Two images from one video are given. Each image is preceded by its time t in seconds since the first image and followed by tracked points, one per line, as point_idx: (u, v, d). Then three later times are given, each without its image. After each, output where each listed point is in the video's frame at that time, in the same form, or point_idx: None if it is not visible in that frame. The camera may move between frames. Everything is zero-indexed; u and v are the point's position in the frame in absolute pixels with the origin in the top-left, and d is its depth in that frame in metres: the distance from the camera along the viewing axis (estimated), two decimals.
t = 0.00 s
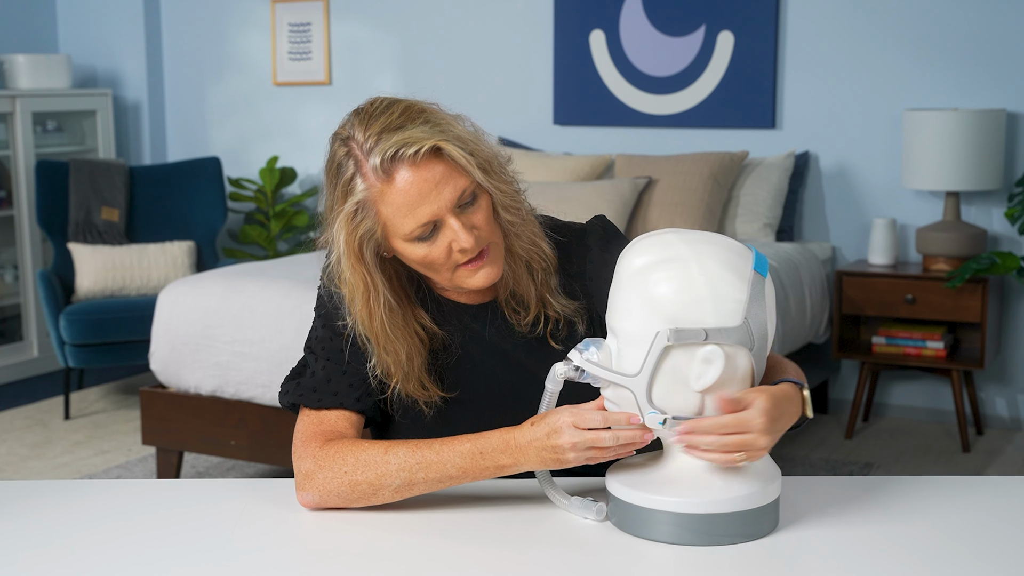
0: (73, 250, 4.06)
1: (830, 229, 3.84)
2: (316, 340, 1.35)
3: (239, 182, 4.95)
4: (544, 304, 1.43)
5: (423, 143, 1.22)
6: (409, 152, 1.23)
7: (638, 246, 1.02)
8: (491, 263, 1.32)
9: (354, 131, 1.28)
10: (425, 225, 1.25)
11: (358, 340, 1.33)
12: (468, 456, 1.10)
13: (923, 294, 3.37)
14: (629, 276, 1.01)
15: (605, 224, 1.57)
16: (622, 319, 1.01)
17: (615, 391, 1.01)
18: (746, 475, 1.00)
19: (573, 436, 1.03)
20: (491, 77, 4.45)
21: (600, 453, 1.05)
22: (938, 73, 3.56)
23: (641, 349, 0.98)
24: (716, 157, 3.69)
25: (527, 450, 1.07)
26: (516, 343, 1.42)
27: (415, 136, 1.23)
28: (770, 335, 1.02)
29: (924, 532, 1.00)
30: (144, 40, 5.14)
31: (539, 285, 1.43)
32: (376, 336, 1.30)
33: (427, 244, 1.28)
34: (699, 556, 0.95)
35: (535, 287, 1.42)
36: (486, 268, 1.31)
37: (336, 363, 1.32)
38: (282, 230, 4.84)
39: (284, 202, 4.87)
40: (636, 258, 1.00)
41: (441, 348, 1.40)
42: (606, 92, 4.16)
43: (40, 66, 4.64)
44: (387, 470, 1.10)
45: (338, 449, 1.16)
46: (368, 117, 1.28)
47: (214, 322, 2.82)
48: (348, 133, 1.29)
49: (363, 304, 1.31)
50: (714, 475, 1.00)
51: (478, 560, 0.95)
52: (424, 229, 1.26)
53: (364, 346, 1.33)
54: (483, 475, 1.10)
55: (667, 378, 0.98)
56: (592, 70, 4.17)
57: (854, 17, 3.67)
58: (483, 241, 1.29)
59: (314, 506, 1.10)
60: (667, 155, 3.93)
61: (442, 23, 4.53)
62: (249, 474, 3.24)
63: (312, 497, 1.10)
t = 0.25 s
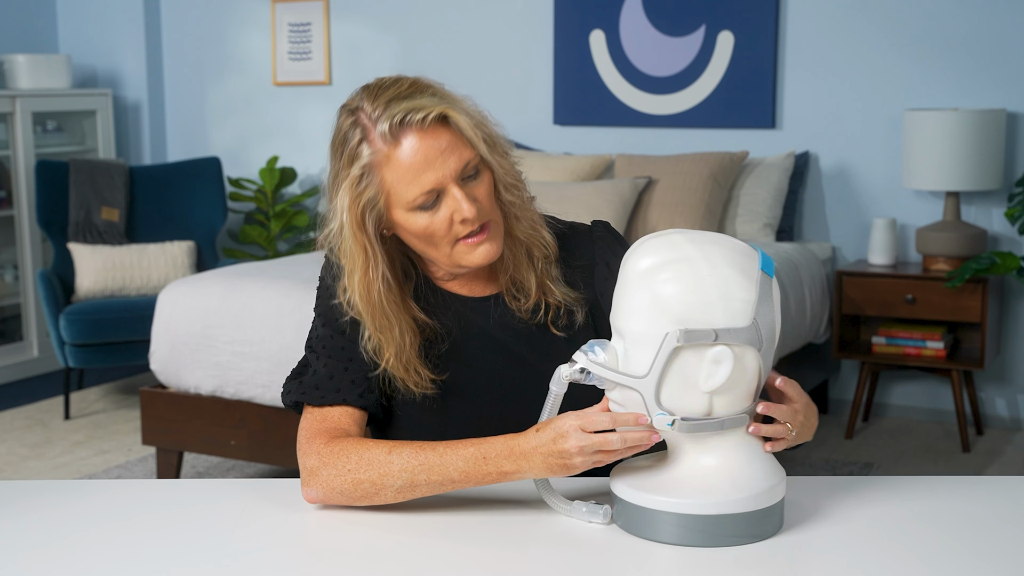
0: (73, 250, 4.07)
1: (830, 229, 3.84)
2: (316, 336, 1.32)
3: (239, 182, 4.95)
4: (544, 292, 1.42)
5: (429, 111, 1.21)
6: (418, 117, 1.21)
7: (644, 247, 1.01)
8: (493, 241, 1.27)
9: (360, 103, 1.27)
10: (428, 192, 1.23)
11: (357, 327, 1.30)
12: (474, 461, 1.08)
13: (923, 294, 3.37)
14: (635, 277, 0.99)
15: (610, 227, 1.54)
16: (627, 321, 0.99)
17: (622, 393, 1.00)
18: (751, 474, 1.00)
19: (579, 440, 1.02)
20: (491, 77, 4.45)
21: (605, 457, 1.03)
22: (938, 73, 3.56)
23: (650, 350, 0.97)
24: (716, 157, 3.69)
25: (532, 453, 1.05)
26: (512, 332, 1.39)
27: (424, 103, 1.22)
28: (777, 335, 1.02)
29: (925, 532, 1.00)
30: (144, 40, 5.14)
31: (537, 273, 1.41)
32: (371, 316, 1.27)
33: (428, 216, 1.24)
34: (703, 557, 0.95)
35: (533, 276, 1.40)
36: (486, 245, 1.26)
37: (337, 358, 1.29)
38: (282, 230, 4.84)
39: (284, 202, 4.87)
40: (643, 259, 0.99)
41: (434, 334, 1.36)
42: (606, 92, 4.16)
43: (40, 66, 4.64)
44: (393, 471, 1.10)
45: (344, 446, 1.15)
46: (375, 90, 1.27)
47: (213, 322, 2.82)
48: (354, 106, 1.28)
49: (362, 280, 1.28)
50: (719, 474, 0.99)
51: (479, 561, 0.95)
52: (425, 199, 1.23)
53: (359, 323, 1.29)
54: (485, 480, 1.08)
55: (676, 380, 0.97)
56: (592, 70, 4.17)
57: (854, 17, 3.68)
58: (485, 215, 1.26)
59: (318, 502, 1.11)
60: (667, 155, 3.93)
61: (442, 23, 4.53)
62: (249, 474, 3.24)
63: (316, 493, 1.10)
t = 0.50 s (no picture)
0: (73, 250, 4.07)
1: (830, 229, 3.84)
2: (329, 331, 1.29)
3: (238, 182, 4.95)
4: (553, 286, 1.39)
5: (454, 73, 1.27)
6: (443, 77, 1.26)
7: (654, 247, 0.99)
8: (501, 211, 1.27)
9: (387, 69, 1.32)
10: (443, 149, 1.25)
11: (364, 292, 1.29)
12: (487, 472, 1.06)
13: (923, 294, 3.37)
14: (647, 279, 0.97)
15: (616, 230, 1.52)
16: (643, 325, 0.97)
17: (642, 399, 0.99)
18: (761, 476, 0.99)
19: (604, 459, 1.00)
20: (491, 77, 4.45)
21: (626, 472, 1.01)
22: (938, 73, 3.57)
23: (677, 355, 0.96)
24: (716, 157, 3.69)
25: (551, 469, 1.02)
26: (521, 322, 1.36)
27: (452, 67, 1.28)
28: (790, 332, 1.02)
29: (927, 533, 1.00)
30: (144, 40, 5.14)
31: (547, 263, 1.39)
32: (378, 272, 1.28)
33: (440, 175, 1.26)
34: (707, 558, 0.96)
35: (544, 264, 1.38)
36: (494, 215, 1.26)
37: (350, 342, 1.27)
38: (282, 230, 4.84)
39: (284, 202, 4.86)
40: (655, 260, 0.97)
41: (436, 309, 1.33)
42: (606, 91, 4.16)
43: (40, 66, 4.64)
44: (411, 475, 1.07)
45: (363, 444, 1.14)
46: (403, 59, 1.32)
47: (214, 322, 2.82)
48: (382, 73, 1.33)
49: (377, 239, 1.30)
50: (730, 476, 0.99)
51: (482, 563, 0.94)
52: (440, 156, 1.25)
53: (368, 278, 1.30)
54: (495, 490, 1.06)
55: (701, 385, 0.96)
56: (592, 70, 4.17)
57: (854, 17, 3.68)
58: (496, 185, 1.26)
59: (339, 495, 1.11)
60: (667, 155, 3.92)
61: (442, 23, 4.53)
62: (249, 474, 3.24)
63: (337, 486, 1.11)
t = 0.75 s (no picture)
0: (73, 250, 4.07)
1: (830, 229, 3.84)
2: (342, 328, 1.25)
3: (238, 182, 4.96)
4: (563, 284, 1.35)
5: (466, 53, 1.29)
6: (454, 57, 1.28)
7: (653, 251, 0.97)
8: (506, 192, 1.26)
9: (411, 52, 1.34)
10: (450, 126, 1.25)
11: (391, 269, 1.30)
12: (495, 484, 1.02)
13: (923, 294, 3.37)
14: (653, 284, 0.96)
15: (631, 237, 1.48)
16: (659, 330, 0.95)
17: (660, 406, 0.97)
18: (749, 475, 1.00)
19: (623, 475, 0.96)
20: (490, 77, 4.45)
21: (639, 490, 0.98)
22: (938, 73, 3.57)
23: (701, 358, 0.95)
24: (716, 157, 3.69)
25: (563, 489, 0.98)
26: (533, 316, 1.31)
27: (463, 48, 1.29)
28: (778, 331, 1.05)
29: (927, 532, 1.00)
30: (144, 40, 5.14)
31: (558, 257, 1.36)
32: (404, 245, 1.29)
33: (447, 153, 1.26)
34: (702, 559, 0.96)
35: (554, 259, 1.35)
36: (495, 196, 1.25)
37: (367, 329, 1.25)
38: (282, 230, 4.83)
39: (284, 202, 4.86)
40: (657, 264, 0.96)
41: (458, 289, 1.31)
42: (606, 91, 4.16)
43: (40, 66, 4.64)
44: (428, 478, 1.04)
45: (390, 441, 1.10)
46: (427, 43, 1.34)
47: (214, 322, 2.82)
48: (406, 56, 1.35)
49: (400, 216, 1.32)
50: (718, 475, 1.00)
51: (483, 563, 0.94)
52: (448, 133, 1.26)
53: (390, 253, 1.31)
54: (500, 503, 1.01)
55: (721, 387, 0.97)
56: (592, 70, 4.17)
57: (854, 18, 3.68)
58: (502, 165, 1.26)
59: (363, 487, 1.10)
60: (667, 155, 3.93)
61: (442, 23, 4.53)
62: (249, 474, 3.24)
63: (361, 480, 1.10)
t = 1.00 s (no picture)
0: (73, 250, 4.07)
1: (830, 229, 3.84)
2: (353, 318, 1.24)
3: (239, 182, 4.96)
4: (571, 287, 1.35)
5: (476, 46, 1.29)
6: (461, 51, 1.29)
7: (645, 250, 0.97)
8: (505, 189, 1.27)
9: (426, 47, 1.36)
10: (451, 119, 1.27)
11: (400, 260, 1.32)
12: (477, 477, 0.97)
13: (923, 294, 3.37)
14: (649, 284, 0.96)
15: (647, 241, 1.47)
16: (657, 330, 0.95)
17: (665, 408, 0.96)
18: (725, 475, 1.00)
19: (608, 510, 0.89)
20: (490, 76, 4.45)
21: (619, 525, 0.91)
22: (938, 73, 3.56)
23: (701, 354, 0.96)
24: (716, 157, 3.69)
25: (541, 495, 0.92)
26: (535, 315, 1.31)
27: (472, 42, 1.30)
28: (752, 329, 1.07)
29: (925, 531, 0.99)
30: (144, 40, 5.14)
31: (565, 260, 1.36)
32: (415, 235, 1.32)
33: (450, 145, 1.27)
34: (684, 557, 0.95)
35: (561, 262, 1.35)
36: (496, 192, 1.26)
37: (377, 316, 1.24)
38: (282, 230, 4.83)
39: (284, 202, 4.87)
40: (651, 265, 0.96)
41: (466, 282, 1.32)
42: (606, 91, 4.16)
43: (40, 66, 4.64)
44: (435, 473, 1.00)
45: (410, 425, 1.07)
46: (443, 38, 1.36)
47: (214, 322, 2.82)
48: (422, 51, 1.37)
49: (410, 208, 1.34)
50: (698, 474, 0.99)
51: (480, 563, 0.94)
52: (451, 126, 1.27)
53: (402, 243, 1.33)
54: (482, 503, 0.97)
55: (718, 384, 0.98)
56: (592, 69, 4.17)
57: (854, 18, 3.68)
58: (501, 161, 1.27)
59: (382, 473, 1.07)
60: (667, 155, 3.93)
61: (442, 22, 4.53)
62: (249, 474, 3.24)
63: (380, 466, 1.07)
